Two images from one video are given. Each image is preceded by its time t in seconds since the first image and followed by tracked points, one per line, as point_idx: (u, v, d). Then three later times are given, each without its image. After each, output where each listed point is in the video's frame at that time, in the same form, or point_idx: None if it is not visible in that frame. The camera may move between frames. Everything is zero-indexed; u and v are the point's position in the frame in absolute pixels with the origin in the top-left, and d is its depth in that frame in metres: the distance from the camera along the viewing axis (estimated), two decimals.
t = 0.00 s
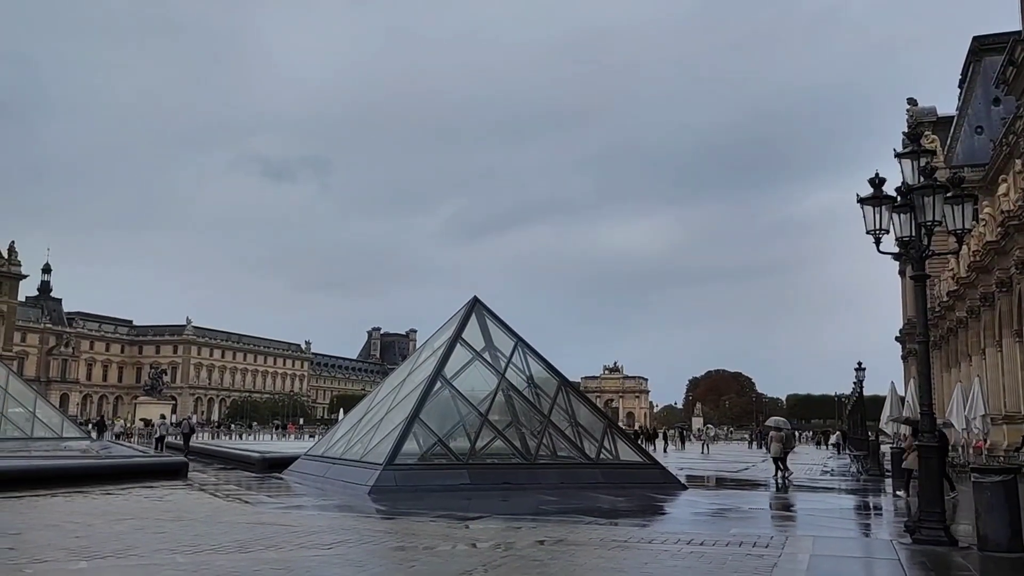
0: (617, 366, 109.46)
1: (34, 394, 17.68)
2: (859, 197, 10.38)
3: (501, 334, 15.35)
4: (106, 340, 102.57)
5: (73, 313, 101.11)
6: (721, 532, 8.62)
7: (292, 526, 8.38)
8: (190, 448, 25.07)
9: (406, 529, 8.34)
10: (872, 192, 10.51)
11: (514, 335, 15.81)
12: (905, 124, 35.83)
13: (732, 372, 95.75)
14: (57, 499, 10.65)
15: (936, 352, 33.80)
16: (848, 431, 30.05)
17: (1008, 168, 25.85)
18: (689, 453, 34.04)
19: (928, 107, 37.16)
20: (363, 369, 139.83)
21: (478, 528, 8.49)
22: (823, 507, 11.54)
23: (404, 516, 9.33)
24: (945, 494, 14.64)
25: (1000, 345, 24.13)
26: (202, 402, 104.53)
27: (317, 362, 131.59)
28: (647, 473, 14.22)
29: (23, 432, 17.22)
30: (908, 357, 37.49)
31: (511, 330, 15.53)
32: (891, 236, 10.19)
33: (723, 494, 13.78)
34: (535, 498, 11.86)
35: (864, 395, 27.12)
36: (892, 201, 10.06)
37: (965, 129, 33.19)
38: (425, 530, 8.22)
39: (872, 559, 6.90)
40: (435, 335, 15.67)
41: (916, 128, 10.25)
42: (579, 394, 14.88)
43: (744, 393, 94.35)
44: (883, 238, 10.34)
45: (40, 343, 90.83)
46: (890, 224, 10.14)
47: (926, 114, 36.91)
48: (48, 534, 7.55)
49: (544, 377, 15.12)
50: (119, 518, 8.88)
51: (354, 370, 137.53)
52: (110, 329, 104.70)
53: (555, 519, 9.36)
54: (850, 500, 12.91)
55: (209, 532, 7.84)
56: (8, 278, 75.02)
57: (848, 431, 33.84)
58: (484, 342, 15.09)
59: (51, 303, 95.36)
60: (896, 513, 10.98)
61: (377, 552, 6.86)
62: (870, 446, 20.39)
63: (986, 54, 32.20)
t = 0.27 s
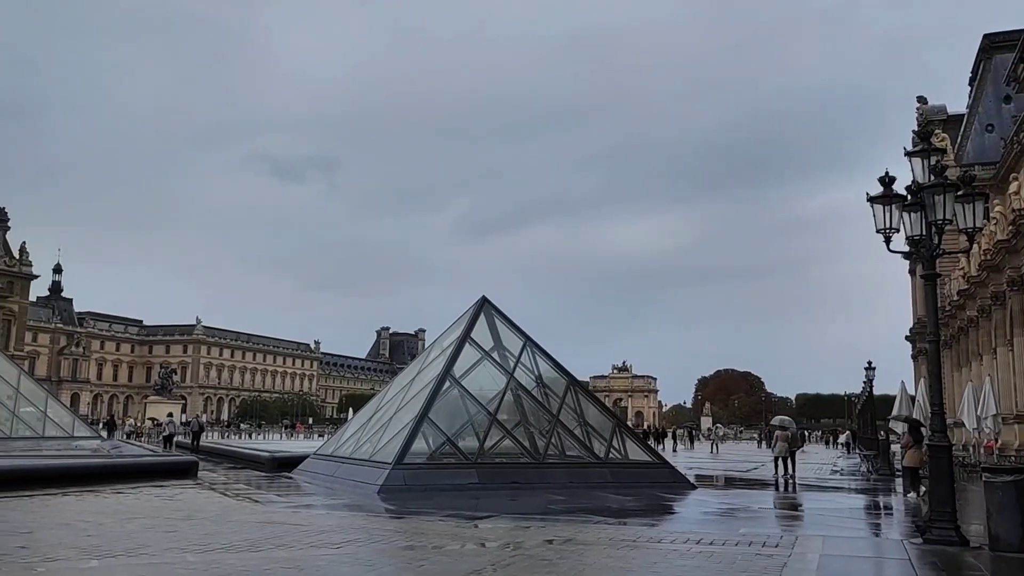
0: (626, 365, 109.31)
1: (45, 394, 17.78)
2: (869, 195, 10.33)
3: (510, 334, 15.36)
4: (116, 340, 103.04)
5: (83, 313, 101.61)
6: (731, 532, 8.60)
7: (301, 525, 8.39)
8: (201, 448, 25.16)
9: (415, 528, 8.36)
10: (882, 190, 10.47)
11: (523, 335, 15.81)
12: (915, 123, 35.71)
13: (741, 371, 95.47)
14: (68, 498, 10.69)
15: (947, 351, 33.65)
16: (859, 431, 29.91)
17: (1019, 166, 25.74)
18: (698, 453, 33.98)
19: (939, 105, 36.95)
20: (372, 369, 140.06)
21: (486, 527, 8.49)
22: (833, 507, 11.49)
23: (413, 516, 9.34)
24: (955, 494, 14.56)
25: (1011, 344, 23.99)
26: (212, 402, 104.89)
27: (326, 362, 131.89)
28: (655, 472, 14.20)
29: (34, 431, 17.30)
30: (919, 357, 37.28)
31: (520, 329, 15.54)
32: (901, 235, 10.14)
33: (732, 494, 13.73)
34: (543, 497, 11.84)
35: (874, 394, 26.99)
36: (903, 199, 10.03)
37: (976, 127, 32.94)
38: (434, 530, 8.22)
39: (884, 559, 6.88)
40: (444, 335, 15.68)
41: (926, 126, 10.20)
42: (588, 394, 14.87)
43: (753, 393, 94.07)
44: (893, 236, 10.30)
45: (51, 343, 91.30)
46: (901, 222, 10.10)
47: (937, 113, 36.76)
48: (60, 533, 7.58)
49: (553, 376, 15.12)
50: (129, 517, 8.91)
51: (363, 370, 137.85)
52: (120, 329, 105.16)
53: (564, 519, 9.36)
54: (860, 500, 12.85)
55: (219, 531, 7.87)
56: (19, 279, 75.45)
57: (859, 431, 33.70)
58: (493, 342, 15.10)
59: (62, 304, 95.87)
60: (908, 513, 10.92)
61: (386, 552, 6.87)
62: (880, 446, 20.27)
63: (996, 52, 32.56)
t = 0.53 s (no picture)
0: (637, 365, 109.20)
1: (59, 394, 17.91)
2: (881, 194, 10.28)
3: (520, 334, 15.36)
4: (129, 340, 103.60)
5: (97, 313, 102.19)
6: (743, 532, 8.58)
7: (312, 525, 8.41)
8: (213, 448, 25.29)
9: (426, 528, 8.37)
10: (894, 189, 10.40)
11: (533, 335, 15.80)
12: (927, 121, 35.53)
13: (752, 371, 95.19)
14: (82, 498, 10.75)
15: (959, 351, 33.47)
16: (871, 431, 29.79)
17: None
18: (709, 453, 33.92)
19: (951, 103, 36.75)
20: (383, 369, 140.38)
21: (498, 527, 8.50)
22: (846, 508, 11.44)
23: (424, 515, 9.36)
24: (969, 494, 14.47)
25: None
26: (224, 402, 105.32)
27: (337, 362, 132.25)
28: (667, 472, 14.17)
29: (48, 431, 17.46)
30: (932, 357, 37.10)
31: (530, 329, 15.53)
32: (914, 234, 10.09)
33: (744, 494, 13.70)
34: (554, 497, 11.83)
35: (887, 394, 26.88)
36: (916, 198, 9.96)
37: (989, 125, 32.73)
38: (446, 530, 8.24)
39: (898, 559, 6.85)
40: (454, 335, 15.70)
41: (938, 124, 10.13)
42: (598, 394, 14.85)
43: (764, 392, 93.81)
44: (906, 236, 10.23)
45: (65, 344, 91.87)
46: (914, 222, 10.04)
47: (949, 111, 36.55)
48: (73, 533, 7.63)
49: (564, 376, 15.11)
50: (142, 516, 8.96)
51: (374, 370, 138.18)
52: (133, 330, 105.74)
53: (575, 519, 9.35)
54: (873, 500, 12.79)
55: (231, 531, 7.90)
56: (33, 279, 75.95)
57: (871, 431, 33.56)
58: (503, 342, 15.10)
59: (75, 304, 96.49)
60: (921, 514, 10.87)
61: (397, 551, 6.88)
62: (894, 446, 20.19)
63: (1009, 49, 32.34)
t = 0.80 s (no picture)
0: (648, 364, 108.94)
1: (73, 394, 18.05)
2: (893, 192, 10.23)
3: (530, 333, 15.35)
4: (142, 340, 104.10)
5: (109, 313, 102.73)
6: (754, 532, 8.56)
7: (324, 524, 8.43)
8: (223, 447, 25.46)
9: (437, 527, 8.38)
10: (906, 188, 10.34)
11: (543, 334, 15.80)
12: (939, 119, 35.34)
13: (763, 370, 94.84)
14: (94, 498, 10.80)
15: (972, 350, 33.28)
16: (884, 431, 29.65)
17: None
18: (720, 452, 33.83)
19: (963, 101, 36.54)
20: (394, 369, 140.64)
21: (509, 527, 8.50)
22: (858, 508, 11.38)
23: (434, 515, 9.37)
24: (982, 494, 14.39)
25: None
26: (235, 402, 105.75)
27: (348, 361, 132.55)
28: (677, 472, 14.14)
29: (62, 430, 17.58)
30: (944, 356, 36.89)
31: (540, 329, 15.52)
32: (927, 232, 10.02)
33: (755, 494, 13.65)
34: (565, 497, 11.82)
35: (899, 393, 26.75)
36: (928, 196, 9.90)
37: (1002, 123, 32.53)
38: (457, 529, 8.25)
39: (910, 559, 6.82)
40: (465, 334, 15.70)
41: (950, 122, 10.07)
42: (609, 393, 14.83)
43: (775, 392, 93.49)
44: (918, 234, 10.17)
45: (78, 344, 92.39)
46: (926, 220, 9.98)
47: (961, 109, 36.34)
48: (87, 532, 7.67)
49: (574, 376, 15.09)
50: (155, 515, 9.01)
51: (384, 369, 138.51)
52: (145, 330, 106.29)
53: (586, 518, 9.34)
54: (885, 500, 12.73)
55: (243, 530, 7.93)
56: (46, 279, 76.38)
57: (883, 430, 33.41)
58: (514, 342, 15.09)
59: (88, 305, 97.10)
60: (934, 514, 10.81)
61: (408, 551, 6.89)
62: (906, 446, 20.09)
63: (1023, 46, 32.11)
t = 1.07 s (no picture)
0: (658, 364, 108.72)
1: (84, 394, 18.11)
2: (904, 190, 10.17)
3: (539, 332, 15.36)
4: (153, 340, 104.58)
5: (121, 313, 103.24)
6: (764, 531, 8.54)
7: (334, 523, 8.45)
8: (235, 447, 25.44)
9: (447, 526, 8.40)
10: (917, 185, 10.28)
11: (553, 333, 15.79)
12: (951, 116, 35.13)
13: (774, 369, 94.52)
14: (106, 497, 10.86)
15: (985, 348, 33.07)
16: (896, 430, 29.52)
17: None
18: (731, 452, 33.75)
19: (975, 97, 36.31)
20: (404, 368, 140.90)
21: (519, 526, 8.51)
22: (869, 507, 11.33)
23: (444, 514, 9.38)
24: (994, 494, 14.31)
25: None
26: (246, 401, 106.17)
27: (358, 361, 132.85)
28: (687, 471, 14.11)
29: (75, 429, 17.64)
30: (957, 354, 36.68)
31: (550, 328, 15.51)
32: (938, 230, 9.95)
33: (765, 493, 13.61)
34: (575, 496, 11.80)
35: (910, 392, 26.62)
36: (940, 194, 9.83)
37: (1015, 119, 32.30)
38: (467, 528, 8.26)
39: (921, 559, 6.79)
40: (474, 334, 15.71)
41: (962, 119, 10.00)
42: (619, 393, 14.81)
43: (786, 391, 93.16)
44: (930, 232, 10.11)
45: (90, 344, 92.90)
46: (938, 218, 9.91)
47: (973, 106, 36.11)
48: (99, 531, 7.72)
49: (583, 375, 15.08)
50: (166, 514, 9.06)
51: (395, 369, 138.80)
52: (157, 330, 106.84)
53: (596, 517, 9.33)
54: (896, 499, 12.67)
55: (254, 529, 7.96)
56: (58, 279, 76.80)
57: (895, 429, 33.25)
58: (523, 341, 15.09)
59: (99, 305, 97.70)
60: (946, 513, 10.75)
61: (418, 549, 6.90)
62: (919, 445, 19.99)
63: None
